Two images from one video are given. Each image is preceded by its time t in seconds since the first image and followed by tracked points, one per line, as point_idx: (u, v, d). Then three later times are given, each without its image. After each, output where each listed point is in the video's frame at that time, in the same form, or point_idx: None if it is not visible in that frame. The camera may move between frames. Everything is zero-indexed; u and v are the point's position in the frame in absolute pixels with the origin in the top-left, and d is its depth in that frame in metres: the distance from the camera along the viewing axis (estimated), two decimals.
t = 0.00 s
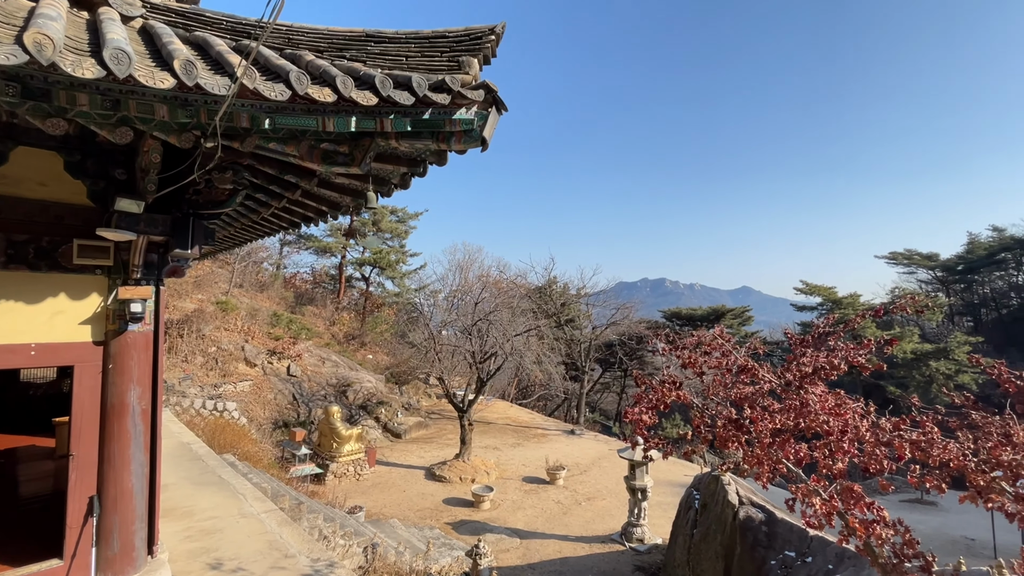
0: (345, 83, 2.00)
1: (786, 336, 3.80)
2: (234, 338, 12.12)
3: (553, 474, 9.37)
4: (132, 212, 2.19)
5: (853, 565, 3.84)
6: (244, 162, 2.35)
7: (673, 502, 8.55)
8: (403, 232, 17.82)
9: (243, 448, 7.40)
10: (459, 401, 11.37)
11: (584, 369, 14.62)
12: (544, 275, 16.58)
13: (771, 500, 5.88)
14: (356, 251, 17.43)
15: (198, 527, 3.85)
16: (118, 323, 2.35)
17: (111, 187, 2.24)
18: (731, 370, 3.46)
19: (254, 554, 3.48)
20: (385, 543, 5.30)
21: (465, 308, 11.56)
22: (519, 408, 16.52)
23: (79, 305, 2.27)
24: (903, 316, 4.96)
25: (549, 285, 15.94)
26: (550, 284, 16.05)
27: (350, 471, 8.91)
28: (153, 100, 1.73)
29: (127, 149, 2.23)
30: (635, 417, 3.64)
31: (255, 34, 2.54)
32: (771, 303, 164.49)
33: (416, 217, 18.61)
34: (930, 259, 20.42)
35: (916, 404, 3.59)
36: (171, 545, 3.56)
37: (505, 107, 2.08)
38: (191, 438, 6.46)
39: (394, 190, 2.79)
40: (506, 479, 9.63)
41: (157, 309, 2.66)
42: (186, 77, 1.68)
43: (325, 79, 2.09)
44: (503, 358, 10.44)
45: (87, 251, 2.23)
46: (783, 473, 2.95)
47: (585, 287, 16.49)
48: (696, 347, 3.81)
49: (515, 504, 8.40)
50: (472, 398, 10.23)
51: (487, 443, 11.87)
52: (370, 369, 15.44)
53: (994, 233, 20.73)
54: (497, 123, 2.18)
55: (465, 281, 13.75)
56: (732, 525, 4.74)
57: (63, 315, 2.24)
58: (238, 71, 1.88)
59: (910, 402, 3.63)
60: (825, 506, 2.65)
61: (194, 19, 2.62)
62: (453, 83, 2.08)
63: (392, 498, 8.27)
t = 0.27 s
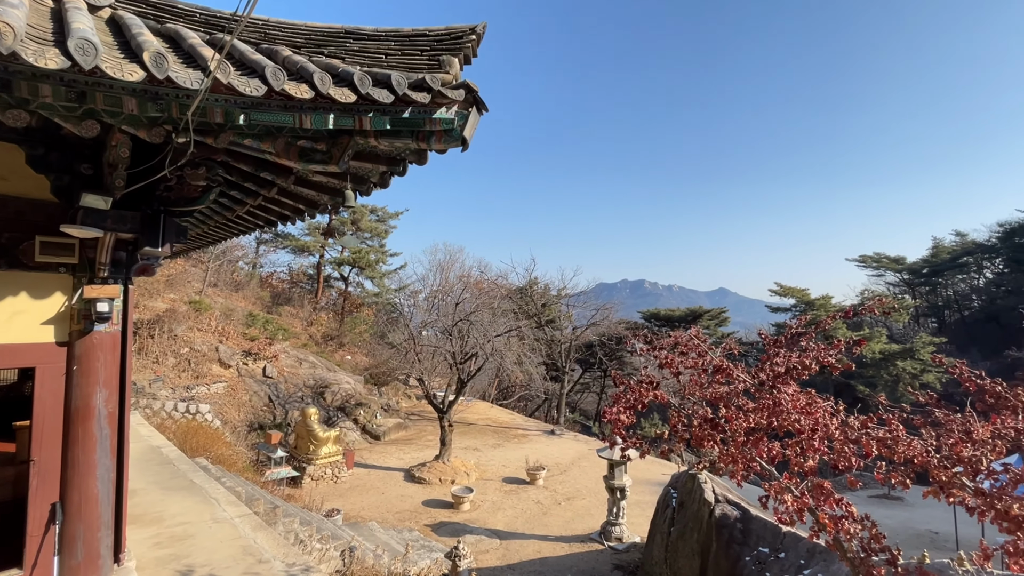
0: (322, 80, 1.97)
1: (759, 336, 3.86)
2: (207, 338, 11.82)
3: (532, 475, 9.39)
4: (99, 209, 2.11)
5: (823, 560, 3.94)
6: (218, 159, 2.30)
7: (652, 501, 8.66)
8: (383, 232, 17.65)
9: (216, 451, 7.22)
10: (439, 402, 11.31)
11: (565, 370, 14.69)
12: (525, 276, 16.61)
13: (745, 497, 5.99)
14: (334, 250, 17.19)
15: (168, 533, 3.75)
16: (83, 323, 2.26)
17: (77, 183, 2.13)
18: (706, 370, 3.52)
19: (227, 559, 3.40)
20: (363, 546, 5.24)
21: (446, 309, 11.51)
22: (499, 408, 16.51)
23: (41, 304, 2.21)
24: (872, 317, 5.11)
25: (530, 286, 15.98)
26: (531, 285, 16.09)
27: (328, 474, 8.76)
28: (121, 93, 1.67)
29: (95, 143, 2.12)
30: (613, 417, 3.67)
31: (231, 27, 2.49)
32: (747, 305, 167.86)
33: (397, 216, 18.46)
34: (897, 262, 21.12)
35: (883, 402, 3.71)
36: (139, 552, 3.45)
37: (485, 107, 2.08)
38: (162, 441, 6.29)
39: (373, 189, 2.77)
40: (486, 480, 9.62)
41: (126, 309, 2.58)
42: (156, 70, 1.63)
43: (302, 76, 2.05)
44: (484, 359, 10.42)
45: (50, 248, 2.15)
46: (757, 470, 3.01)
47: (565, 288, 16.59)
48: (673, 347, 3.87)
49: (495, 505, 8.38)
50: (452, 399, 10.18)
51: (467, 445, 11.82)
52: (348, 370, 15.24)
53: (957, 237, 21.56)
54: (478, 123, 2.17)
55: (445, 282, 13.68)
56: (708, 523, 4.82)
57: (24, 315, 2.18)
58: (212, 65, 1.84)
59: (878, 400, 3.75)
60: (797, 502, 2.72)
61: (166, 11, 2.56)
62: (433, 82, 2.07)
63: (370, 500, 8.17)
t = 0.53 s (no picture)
0: (300, 75, 1.93)
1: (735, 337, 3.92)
2: (179, 339, 11.49)
3: (512, 475, 9.39)
4: (63, 204, 2.04)
5: (795, 555, 4.03)
6: (190, 154, 2.24)
7: (630, 499, 8.75)
8: (362, 231, 17.45)
9: (188, 455, 7.03)
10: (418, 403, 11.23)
11: (545, 370, 14.73)
12: (506, 276, 16.62)
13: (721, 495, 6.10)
14: (312, 249, 16.92)
15: (136, 540, 3.63)
16: (45, 323, 2.19)
17: (39, 177, 2.06)
18: (682, 370, 3.56)
19: (198, 565, 3.30)
20: (340, 549, 5.16)
21: (426, 309, 11.43)
22: (479, 409, 16.48)
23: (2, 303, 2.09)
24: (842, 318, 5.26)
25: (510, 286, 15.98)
26: (512, 285, 16.10)
27: (304, 478, 8.65)
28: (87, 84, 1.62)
29: (57, 136, 2.04)
30: (592, 416, 3.69)
31: (204, 20, 2.43)
32: (723, 306, 171.06)
33: (376, 215, 18.28)
34: (866, 265, 21.79)
35: (852, 400, 3.82)
36: (105, 560, 3.33)
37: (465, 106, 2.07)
38: (130, 445, 6.10)
39: (351, 187, 2.74)
40: (466, 480, 9.58)
41: (92, 308, 2.49)
42: (125, 62, 1.58)
43: (278, 71, 2.01)
44: (464, 359, 10.39)
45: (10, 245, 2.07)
46: (731, 468, 3.06)
47: (546, 288, 16.64)
48: (651, 347, 3.91)
49: (474, 505, 8.36)
50: (432, 399, 10.13)
51: (447, 445, 11.76)
52: (326, 371, 15.01)
53: (922, 241, 22.36)
54: (458, 123, 2.16)
55: (425, 281, 13.57)
56: (685, 521, 4.89)
57: None
58: (184, 57, 1.78)
59: (847, 399, 3.86)
60: (769, 499, 2.76)
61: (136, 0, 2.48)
62: (413, 80, 2.05)
63: (348, 502, 8.06)
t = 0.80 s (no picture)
0: (275, 70, 1.89)
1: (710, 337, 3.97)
2: (149, 339, 11.15)
3: (492, 475, 9.38)
4: (25, 199, 1.97)
5: (768, 550, 4.11)
6: (161, 149, 2.18)
7: (609, 498, 8.83)
8: (340, 229, 17.21)
9: (158, 458, 6.83)
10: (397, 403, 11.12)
11: (525, 370, 14.75)
12: (486, 276, 16.59)
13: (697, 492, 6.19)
14: (289, 247, 16.62)
15: (102, 547, 3.51)
16: (4, 323, 2.10)
17: None
18: (659, 370, 3.60)
19: (167, 572, 3.21)
20: (317, 553, 5.08)
21: (405, 309, 11.33)
22: (459, 409, 16.42)
23: None
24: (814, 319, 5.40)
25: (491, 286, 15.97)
26: (492, 285, 16.08)
27: (280, 479, 8.49)
28: (49, 75, 1.55)
29: (18, 127, 1.97)
30: (570, 416, 3.71)
31: (175, 11, 2.36)
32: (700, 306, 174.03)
33: (355, 213, 18.06)
34: (837, 267, 22.44)
35: (822, 398, 3.92)
36: (69, 568, 3.21)
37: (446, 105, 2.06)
38: (96, 449, 5.89)
39: (329, 185, 2.72)
40: (445, 481, 9.53)
41: (55, 307, 2.39)
42: (90, 52, 1.52)
43: (253, 65, 1.97)
44: (444, 359, 10.33)
45: None
46: (707, 466, 3.11)
47: (526, 288, 16.67)
48: (629, 347, 3.94)
49: (454, 506, 8.32)
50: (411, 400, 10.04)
51: (426, 446, 11.68)
52: (303, 372, 14.76)
53: (889, 245, 23.13)
54: (438, 121, 2.15)
55: (405, 281, 13.46)
56: (662, 518, 4.95)
57: None
58: (153, 49, 1.73)
59: (817, 397, 3.96)
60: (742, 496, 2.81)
61: None
62: (392, 77, 2.02)
63: (325, 505, 7.94)
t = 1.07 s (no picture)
0: (249, 63, 1.85)
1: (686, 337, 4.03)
2: (116, 339, 10.80)
3: (471, 476, 9.35)
4: None
5: (742, 545, 4.20)
6: (129, 142, 2.11)
7: (587, 497, 8.89)
8: (318, 227, 16.94)
9: (125, 462, 6.61)
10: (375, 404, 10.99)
11: (505, 369, 14.75)
12: (467, 276, 16.53)
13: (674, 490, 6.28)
14: (265, 245, 16.28)
15: (64, 555, 3.37)
16: None
17: None
18: (636, 368, 3.63)
19: None
20: (291, 557, 4.98)
21: (384, 308, 11.21)
22: (439, 409, 16.33)
23: None
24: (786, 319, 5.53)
25: (471, 286, 15.92)
26: (473, 285, 16.03)
27: (253, 482, 8.35)
28: (7, 63, 1.49)
29: None
30: (549, 415, 3.72)
31: None
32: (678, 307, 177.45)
33: (334, 212, 17.79)
34: (809, 268, 23.03)
35: (794, 397, 4.01)
36: None
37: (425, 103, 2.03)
38: (58, 453, 5.66)
39: (306, 182, 2.70)
40: (424, 482, 9.46)
41: (15, 306, 2.29)
42: (52, 40, 1.46)
43: (226, 57, 1.92)
44: (423, 359, 10.25)
45: None
46: (683, 464, 3.14)
47: (506, 288, 16.66)
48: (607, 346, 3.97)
49: (433, 507, 8.26)
50: (390, 400, 9.94)
51: (405, 447, 11.58)
52: (278, 372, 14.47)
53: (859, 247, 23.85)
54: (416, 119, 2.12)
55: (384, 280, 13.32)
56: (639, 516, 5.03)
57: None
58: (120, 38, 1.67)
59: (790, 395, 4.05)
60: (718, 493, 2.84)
61: None
62: (371, 74, 1.99)
63: (301, 508, 7.80)
